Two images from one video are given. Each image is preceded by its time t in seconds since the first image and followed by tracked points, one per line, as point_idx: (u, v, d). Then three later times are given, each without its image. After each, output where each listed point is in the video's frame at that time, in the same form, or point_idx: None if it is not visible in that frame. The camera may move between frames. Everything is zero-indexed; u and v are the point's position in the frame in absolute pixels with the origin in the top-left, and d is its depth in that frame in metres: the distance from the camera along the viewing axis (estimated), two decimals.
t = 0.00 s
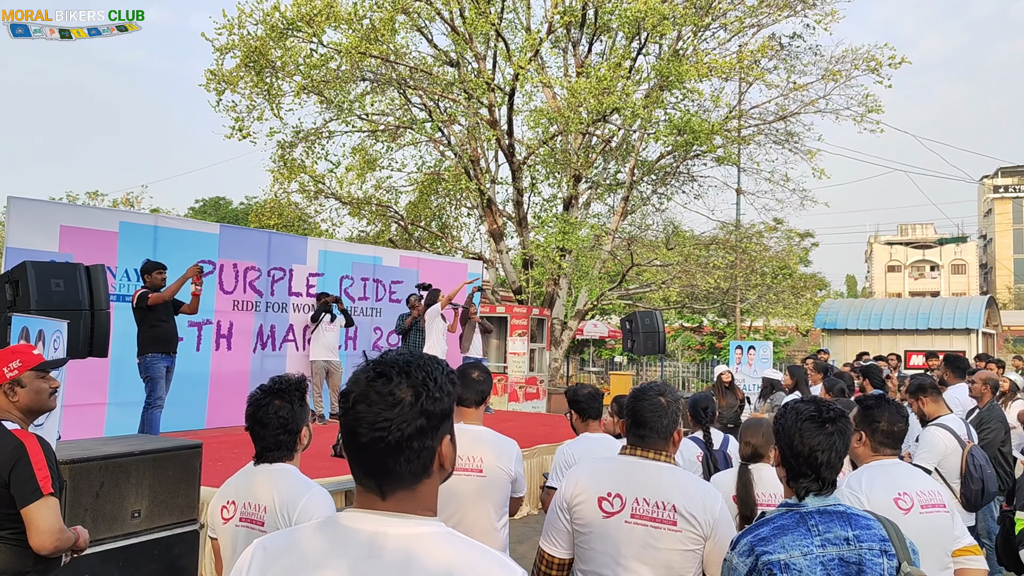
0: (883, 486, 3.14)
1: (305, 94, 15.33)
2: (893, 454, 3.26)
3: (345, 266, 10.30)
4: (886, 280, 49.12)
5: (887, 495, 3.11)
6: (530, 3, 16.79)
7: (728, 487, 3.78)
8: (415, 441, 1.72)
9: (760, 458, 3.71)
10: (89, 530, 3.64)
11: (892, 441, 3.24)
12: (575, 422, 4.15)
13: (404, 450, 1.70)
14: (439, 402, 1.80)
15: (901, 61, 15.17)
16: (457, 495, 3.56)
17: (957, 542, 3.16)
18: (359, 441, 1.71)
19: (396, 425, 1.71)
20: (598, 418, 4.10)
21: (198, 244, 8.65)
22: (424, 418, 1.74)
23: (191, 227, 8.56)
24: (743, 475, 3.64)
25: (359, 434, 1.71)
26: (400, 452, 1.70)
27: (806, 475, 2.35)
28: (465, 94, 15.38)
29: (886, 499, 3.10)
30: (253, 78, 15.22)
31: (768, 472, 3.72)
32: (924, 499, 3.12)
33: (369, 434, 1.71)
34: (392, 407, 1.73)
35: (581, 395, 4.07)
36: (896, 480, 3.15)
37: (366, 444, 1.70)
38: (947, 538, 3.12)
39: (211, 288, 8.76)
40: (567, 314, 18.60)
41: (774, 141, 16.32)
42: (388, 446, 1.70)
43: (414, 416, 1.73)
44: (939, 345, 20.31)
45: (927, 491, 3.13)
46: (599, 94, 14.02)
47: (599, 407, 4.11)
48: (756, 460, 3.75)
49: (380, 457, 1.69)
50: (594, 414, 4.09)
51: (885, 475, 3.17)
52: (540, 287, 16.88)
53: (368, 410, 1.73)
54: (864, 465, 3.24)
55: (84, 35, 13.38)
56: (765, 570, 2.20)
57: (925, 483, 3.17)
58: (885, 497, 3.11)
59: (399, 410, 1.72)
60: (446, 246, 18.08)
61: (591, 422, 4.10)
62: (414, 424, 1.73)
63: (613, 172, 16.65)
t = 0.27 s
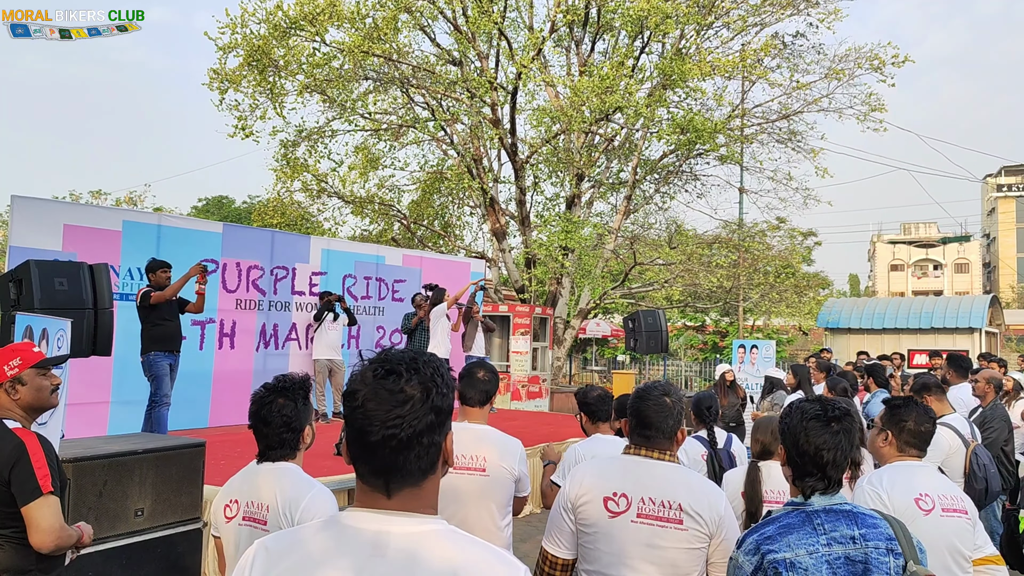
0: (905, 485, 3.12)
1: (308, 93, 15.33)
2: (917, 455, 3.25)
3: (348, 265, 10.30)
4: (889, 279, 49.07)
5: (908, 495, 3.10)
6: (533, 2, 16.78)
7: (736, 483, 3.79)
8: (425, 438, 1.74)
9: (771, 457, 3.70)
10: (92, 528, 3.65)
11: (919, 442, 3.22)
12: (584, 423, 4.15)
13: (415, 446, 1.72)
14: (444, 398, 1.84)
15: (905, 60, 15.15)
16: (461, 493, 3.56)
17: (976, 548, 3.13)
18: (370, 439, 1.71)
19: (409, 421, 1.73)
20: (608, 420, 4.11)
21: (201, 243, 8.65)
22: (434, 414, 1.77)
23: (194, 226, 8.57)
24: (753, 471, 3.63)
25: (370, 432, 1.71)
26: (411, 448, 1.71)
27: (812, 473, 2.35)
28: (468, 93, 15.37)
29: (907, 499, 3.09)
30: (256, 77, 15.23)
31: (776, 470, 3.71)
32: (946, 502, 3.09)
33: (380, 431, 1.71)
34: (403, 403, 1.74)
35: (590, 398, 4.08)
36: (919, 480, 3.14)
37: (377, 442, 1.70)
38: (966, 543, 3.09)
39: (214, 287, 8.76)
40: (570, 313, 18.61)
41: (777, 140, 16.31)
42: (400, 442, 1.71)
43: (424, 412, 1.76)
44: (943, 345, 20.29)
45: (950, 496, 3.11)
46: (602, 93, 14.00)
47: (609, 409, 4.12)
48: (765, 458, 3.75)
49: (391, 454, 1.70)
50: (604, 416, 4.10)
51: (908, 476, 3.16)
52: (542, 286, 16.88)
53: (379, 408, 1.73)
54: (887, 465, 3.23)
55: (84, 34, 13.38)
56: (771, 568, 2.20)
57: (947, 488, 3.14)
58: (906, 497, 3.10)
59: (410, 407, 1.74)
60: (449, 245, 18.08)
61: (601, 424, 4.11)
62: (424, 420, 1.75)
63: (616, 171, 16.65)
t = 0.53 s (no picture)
0: (914, 485, 3.12)
1: (311, 90, 15.33)
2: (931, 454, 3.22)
3: (352, 262, 10.31)
4: (893, 276, 48.96)
5: (915, 495, 3.10)
6: None
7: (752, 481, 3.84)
8: (429, 433, 1.74)
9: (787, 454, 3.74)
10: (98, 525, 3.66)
11: (936, 440, 3.19)
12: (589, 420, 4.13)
13: (420, 441, 1.72)
14: (448, 394, 1.84)
15: (909, 56, 15.10)
16: (467, 490, 3.56)
17: (981, 551, 3.12)
18: (374, 435, 1.71)
19: (414, 416, 1.73)
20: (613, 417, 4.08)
21: (205, 240, 8.66)
22: (438, 410, 1.78)
23: (198, 224, 8.58)
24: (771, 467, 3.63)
25: (375, 428, 1.71)
26: (416, 444, 1.71)
27: (825, 470, 2.34)
28: (472, 90, 15.34)
29: (914, 498, 3.09)
30: (259, 74, 15.24)
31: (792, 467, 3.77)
32: (954, 504, 3.09)
33: (385, 427, 1.71)
34: (407, 399, 1.75)
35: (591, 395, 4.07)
36: (928, 481, 3.13)
37: (382, 438, 1.70)
38: (971, 545, 3.08)
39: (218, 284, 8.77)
40: (573, 310, 18.61)
41: (781, 136, 16.28)
42: (405, 438, 1.70)
43: (429, 408, 1.76)
44: (947, 342, 20.23)
45: (959, 498, 3.09)
46: (605, 90, 13.98)
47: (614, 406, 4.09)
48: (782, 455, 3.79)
49: (396, 450, 1.69)
50: (609, 413, 4.07)
51: (917, 475, 3.15)
52: (546, 284, 16.89)
53: (384, 403, 1.73)
54: (897, 462, 3.22)
55: (84, 34, 13.40)
56: (780, 562, 2.22)
57: (957, 489, 3.13)
58: (913, 497, 3.10)
59: (415, 402, 1.75)
60: (453, 242, 18.09)
61: (607, 421, 4.09)
62: (429, 415, 1.75)
63: (620, 168, 16.64)
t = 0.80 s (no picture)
0: (924, 483, 3.11)
1: (317, 86, 15.35)
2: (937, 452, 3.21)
3: (357, 258, 10.33)
4: (900, 272, 48.85)
5: (923, 495, 3.09)
6: None
7: (775, 477, 3.93)
8: (437, 430, 1.74)
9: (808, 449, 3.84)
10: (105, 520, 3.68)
11: (943, 438, 3.19)
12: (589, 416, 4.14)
13: (426, 438, 1.72)
14: (457, 390, 1.84)
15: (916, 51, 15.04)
16: (475, 486, 3.56)
17: (988, 548, 3.10)
18: (383, 431, 1.71)
19: (420, 414, 1.73)
20: (612, 412, 4.08)
21: (211, 237, 8.67)
22: (446, 406, 1.77)
23: (204, 220, 8.59)
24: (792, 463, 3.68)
25: (383, 424, 1.71)
26: (423, 440, 1.71)
27: (844, 464, 2.32)
28: (478, 85, 15.33)
29: (922, 498, 3.07)
30: (265, 70, 15.27)
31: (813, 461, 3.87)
32: (963, 503, 3.07)
33: (393, 423, 1.71)
34: (415, 395, 1.75)
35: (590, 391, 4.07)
36: (939, 478, 3.11)
37: (390, 435, 1.70)
38: (979, 543, 3.07)
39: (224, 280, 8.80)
40: (579, 306, 18.62)
41: (787, 132, 16.24)
42: (413, 434, 1.71)
43: (437, 404, 1.76)
44: (954, 338, 20.17)
45: (967, 496, 3.08)
46: (611, 85, 13.96)
47: (614, 401, 4.08)
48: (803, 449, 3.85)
49: (401, 448, 1.69)
50: (608, 409, 4.08)
51: (925, 474, 3.14)
52: (552, 279, 16.90)
53: (392, 400, 1.73)
54: (903, 460, 3.21)
55: (84, 34, 13.41)
56: (796, 555, 2.22)
57: (967, 488, 3.10)
58: (921, 496, 3.09)
59: (423, 399, 1.75)
60: (458, 238, 18.11)
61: (607, 416, 4.09)
62: (436, 412, 1.75)
63: (625, 164, 16.63)
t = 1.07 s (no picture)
0: (939, 477, 3.09)
1: (324, 80, 15.35)
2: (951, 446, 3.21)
3: (365, 252, 10.33)
4: (908, 266, 48.70)
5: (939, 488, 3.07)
6: None
7: (792, 469, 3.91)
8: (447, 423, 1.73)
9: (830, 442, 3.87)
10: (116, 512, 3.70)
11: (957, 431, 3.18)
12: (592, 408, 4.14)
13: (437, 431, 1.71)
14: (467, 383, 1.83)
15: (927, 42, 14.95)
16: (487, 479, 3.57)
17: (1003, 542, 3.10)
18: (393, 425, 1.71)
19: (431, 407, 1.72)
20: (613, 406, 4.08)
21: (219, 231, 8.68)
22: (457, 399, 1.77)
23: (212, 214, 8.60)
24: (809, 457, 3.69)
25: (394, 417, 1.71)
26: (434, 433, 1.71)
27: (874, 455, 2.29)
28: (485, 79, 15.30)
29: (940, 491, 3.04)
30: (272, 64, 15.28)
31: (833, 454, 3.83)
32: (978, 496, 3.06)
33: (403, 416, 1.70)
34: (425, 388, 1.74)
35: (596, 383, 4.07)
36: (954, 473, 3.10)
37: (400, 428, 1.70)
38: (993, 537, 3.07)
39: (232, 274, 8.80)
40: (586, 300, 18.63)
41: (796, 125, 16.17)
42: (423, 428, 1.70)
43: (447, 397, 1.75)
44: (963, 331, 20.08)
45: (982, 489, 3.08)
46: (619, 78, 13.92)
47: (615, 394, 4.07)
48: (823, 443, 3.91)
49: (412, 441, 1.69)
50: (609, 402, 4.07)
51: (939, 467, 3.12)
52: (559, 273, 16.89)
53: (402, 393, 1.72)
54: (917, 454, 3.19)
55: (84, 34, 13.42)
56: (825, 545, 2.24)
57: (980, 481, 3.10)
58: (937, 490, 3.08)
59: (433, 392, 1.74)
60: (465, 232, 18.12)
61: (607, 409, 4.09)
62: (447, 405, 1.75)
63: (633, 157, 16.59)
